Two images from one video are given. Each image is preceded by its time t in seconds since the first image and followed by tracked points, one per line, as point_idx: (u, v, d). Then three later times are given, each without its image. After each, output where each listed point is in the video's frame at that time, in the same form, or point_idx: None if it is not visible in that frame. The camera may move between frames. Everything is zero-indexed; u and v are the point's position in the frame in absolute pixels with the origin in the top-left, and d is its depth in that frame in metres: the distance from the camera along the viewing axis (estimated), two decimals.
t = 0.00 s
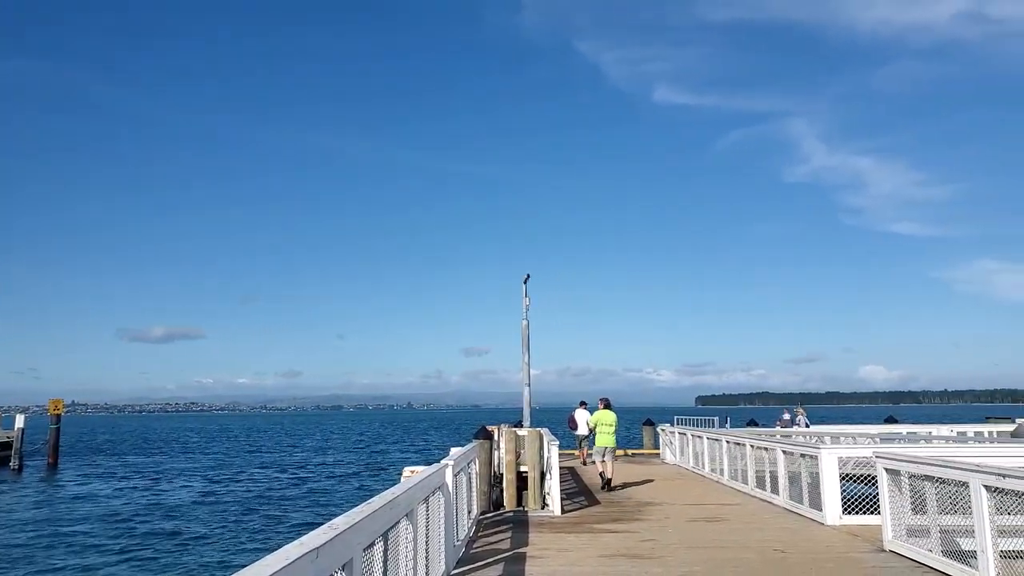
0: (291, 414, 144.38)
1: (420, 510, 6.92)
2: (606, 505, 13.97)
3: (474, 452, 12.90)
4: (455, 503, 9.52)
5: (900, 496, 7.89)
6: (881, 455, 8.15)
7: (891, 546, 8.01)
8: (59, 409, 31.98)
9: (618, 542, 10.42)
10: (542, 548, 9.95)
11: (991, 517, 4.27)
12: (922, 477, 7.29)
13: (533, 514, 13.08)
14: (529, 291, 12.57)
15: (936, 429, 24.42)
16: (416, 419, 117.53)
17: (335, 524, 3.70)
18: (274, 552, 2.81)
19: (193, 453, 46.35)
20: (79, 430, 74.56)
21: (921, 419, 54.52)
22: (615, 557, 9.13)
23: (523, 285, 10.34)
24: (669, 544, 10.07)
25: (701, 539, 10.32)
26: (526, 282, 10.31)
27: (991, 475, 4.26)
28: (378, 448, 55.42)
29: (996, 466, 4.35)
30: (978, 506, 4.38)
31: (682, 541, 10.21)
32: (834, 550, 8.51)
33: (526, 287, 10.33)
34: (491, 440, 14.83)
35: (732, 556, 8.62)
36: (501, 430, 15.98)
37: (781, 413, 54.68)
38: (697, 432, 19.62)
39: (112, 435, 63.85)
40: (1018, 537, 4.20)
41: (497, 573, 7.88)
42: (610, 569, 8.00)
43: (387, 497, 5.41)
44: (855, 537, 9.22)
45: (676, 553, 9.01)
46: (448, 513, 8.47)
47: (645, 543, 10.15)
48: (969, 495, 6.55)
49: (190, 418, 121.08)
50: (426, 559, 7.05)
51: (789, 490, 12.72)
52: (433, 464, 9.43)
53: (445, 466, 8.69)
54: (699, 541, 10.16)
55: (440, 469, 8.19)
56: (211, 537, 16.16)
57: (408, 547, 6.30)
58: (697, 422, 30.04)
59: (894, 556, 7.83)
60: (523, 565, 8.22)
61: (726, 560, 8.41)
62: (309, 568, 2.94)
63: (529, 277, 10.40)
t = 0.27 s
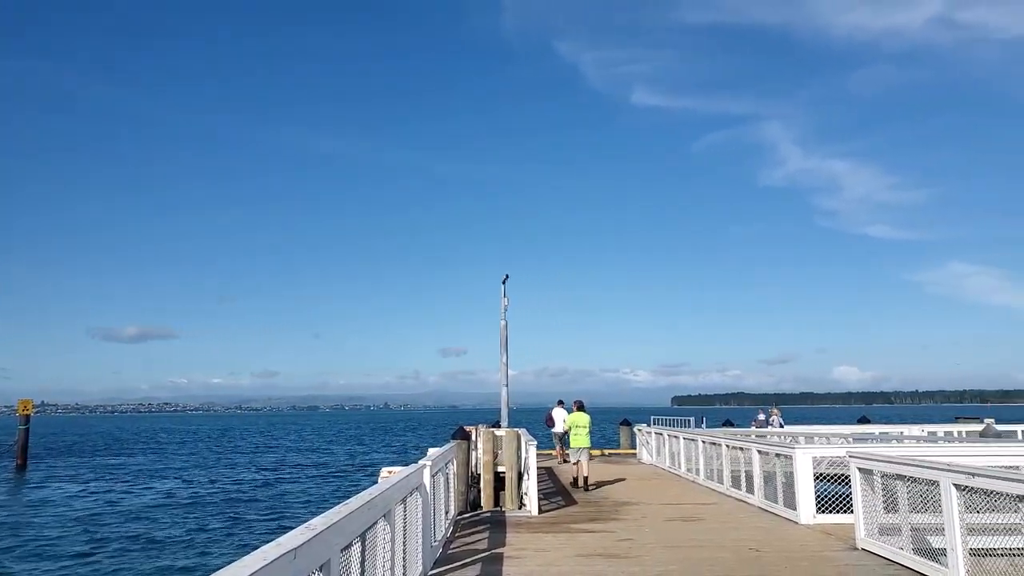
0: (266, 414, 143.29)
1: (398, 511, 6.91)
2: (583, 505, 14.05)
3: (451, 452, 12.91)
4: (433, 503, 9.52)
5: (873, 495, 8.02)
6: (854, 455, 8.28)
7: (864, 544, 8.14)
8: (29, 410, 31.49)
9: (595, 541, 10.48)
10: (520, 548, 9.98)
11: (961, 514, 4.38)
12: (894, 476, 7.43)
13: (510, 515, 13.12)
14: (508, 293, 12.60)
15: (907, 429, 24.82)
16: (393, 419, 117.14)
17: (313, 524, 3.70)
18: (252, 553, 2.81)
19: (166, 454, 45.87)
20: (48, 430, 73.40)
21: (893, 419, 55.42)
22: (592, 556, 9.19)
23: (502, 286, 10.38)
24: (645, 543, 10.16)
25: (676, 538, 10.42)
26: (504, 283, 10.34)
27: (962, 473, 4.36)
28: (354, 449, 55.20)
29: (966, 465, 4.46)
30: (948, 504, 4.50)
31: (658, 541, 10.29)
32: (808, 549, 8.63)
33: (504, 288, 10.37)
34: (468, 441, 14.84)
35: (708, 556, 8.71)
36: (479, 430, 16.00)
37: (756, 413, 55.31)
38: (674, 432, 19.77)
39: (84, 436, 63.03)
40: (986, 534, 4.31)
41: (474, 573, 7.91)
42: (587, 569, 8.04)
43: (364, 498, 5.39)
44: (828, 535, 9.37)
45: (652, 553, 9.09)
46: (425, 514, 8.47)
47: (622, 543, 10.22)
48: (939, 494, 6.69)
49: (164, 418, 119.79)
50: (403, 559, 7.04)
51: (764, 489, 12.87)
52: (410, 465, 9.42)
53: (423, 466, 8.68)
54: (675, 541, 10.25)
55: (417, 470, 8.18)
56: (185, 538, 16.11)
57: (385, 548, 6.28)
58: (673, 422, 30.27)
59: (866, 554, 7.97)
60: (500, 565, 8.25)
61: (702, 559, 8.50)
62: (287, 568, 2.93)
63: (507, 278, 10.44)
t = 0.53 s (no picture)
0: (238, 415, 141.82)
1: (371, 510, 6.88)
2: (557, 505, 14.11)
3: (426, 453, 12.91)
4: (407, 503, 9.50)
5: (842, 494, 8.18)
6: (825, 455, 8.44)
7: (833, 542, 8.29)
8: None
9: (569, 541, 10.56)
10: (495, 548, 10.02)
11: (928, 512, 4.52)
12: (863, 475, 7.60)
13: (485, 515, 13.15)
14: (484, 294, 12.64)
15: (876, 429, 25.27)
16: (367, 419, 116.60)
17: (287, 524, 3.70)
18: (226, 553, 2.82)
19: (136, 455, 45.32)
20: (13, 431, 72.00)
21: (862, 420, 56.38)
22: (567, 555, 9.26)
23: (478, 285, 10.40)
24: (619, 543, 10.25)
25: (649, 537, 10.53)
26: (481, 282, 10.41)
27: (928, 472, 4.51)
28: (328, 449, 54.90)
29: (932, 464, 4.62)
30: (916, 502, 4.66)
31: (631, 540, 10.39)
32: (779, 547, 8.78)
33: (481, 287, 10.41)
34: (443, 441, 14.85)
35: (681, 554, 8.82)
36: (454, 430, 16.00)
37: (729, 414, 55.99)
38: (648, 432, 19.93)
39: (50, 437, 62.02)
40: (953, 532, 4.46)
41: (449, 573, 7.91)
42: (562, 568, 8.10)
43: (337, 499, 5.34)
44: (799, 534, 9.54)
45: (626, 552, 9.17)
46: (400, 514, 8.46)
47: (596, 542, 10.30)
48: (906, 492, 6.86)
49: (132, 419, 118.08)
50: (377, 559, 7.01)
51: (736, 489, 13.04)
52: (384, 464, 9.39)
53: (398, 467, 8.68)
54: (648, 540, 10.36)
55: (391, 469, 8.15)
56: (156, 539, 16.03)
57: (358, 548, 6.25)
58: (647, 423, 30.51)
59: (836, 551, 8.12)
60: (475, 565, 8.28)
61: (675, 557, 8.60)
62: (260, 569, 2.93)
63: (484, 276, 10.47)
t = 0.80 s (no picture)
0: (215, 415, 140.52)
1: (350, 511, 6.86)
2: (536, 505, 14.16)
3: (405, 453, 12.90)
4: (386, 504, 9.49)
5: (819, 493, 8.27)
6: (802, 454, 8.54)
7: (809, 541, 8.38)
8: None
9: (548, 541, 10.59)
10: (474, 548, 10.01)
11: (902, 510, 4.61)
12: (839, 475, 7.69)
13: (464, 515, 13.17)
14: (465, 294, 12.65)
15: (852, 429, 25.58)
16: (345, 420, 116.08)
17: (264, 525, 3.70)
18: (202, 555, 2.82)
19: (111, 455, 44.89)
20: None
21: (839, 420, 57.08)
22: (546, 555, 9.30)
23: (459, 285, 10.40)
24: (598, 542, 10.31)
25: (627, 537, 10.60)
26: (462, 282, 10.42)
27: (902, 470, 4.59)
28: (307, 450, 54.62)
29: (906, 463, 4.71)
30: (891, 501, 4.74)
31: (609, 540, 10.46)
32: (755, 546, 8.86)
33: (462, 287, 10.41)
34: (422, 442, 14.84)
35: (659, 554, 8.87)
36: (434, 431, 15.99)
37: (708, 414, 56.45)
38: (627, 432, 20.03)
39: (23, 437, 61.22)
40: (927, 530, 4.54)
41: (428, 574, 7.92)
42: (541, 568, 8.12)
43: (315, 500, 5.32)
44: (776, 533, 9.63)
45: (605, 551, 9.23)
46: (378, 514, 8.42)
47: (575, 542, 10.35)
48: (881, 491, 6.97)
49: (106, 419, 116.58)
50: (355, 559, 7.00)
51: (714, 488, 13.15)
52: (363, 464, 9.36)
53: (377, 467, 8.64)
54: (626, 539, 10.43)
55: (370, 470, 8.13)
56: (132, 540, 15.97)
57: (336, 548, 6.24)
58: (626, 423, 30.65)
59: (812, 550, 8.23)
60: (454, 565, 8.30)
61: (653, 557, 8.66)
62: (236, 570, 2.94)
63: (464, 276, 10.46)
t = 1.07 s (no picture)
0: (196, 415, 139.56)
1: (331, 512, 6.88)
2: (519, 505, 14.20)
3: (388, 454, 12.90)
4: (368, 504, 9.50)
5: (799, 493, 8.38)
6: (782, 454, 8.64)
7: (790, 540, 8.48)
8: None
9: (530, 541, 10.64)
10: (456, 548, 10.04)
11: (881, 509, 4.70)
12: (818, 474, 7.80)
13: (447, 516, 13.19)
14: (449, 294, 12.67)
15: (832, 429, 25.85)
16: (328, 420, 115.68)
17: (244, 527, 3.71)
18: (180, 556, 2.84)
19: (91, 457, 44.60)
20: None
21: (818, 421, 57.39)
22: (528, 556, 9.34)
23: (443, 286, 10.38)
24: (580, 542, 10.37)
25: (609, 537, 10.67)
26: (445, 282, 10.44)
27: (880, 469, 4.68)
28: (289, 450, 54.49)
29: (885, 463, 4.79)
30: (868, 501, 4.83)
31: (591, 539, 10.52)
32: (736, 545, 8.95)
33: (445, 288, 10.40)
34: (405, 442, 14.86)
35: (640, 554, 8.94)
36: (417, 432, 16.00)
37: (689, 414, 56.85)
38: (610, 432, 20.13)
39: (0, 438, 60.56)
40: (906, 530, 4.62)
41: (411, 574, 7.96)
42: (523, 569, 8.17)
43: (296, 501, 5.33)
44: (757, 532, 9.74)
45: (587, 552, 9.29)
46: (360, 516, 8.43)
47: (558, 542, 10.40)
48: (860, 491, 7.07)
49: (86, 419, 115.43)
50: (337, 560, 7.02)
51: (696, 488, 13.26)
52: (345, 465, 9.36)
53: (359, 469, 8.65)
54: (608, 539, 10.50)
55: (352, 471, 8.14)
56: (111, 542, 15.95)
57: (317, 548, 6.25)
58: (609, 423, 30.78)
59: (793, 549, 8.34)
60: (436, 566, 8.34)
61: (634, 556, 8.73)
62: (215, 572, 2.94)
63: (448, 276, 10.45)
